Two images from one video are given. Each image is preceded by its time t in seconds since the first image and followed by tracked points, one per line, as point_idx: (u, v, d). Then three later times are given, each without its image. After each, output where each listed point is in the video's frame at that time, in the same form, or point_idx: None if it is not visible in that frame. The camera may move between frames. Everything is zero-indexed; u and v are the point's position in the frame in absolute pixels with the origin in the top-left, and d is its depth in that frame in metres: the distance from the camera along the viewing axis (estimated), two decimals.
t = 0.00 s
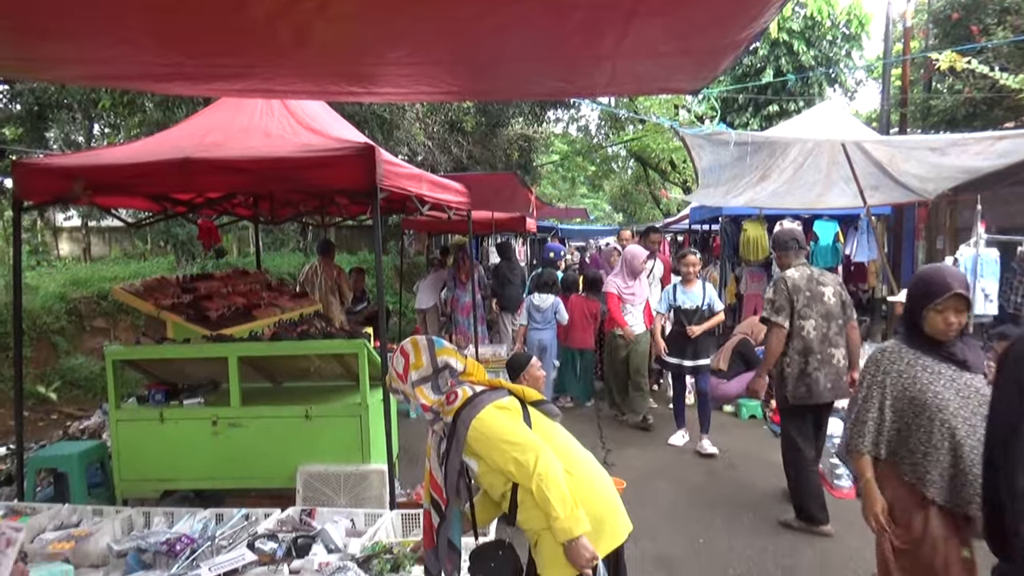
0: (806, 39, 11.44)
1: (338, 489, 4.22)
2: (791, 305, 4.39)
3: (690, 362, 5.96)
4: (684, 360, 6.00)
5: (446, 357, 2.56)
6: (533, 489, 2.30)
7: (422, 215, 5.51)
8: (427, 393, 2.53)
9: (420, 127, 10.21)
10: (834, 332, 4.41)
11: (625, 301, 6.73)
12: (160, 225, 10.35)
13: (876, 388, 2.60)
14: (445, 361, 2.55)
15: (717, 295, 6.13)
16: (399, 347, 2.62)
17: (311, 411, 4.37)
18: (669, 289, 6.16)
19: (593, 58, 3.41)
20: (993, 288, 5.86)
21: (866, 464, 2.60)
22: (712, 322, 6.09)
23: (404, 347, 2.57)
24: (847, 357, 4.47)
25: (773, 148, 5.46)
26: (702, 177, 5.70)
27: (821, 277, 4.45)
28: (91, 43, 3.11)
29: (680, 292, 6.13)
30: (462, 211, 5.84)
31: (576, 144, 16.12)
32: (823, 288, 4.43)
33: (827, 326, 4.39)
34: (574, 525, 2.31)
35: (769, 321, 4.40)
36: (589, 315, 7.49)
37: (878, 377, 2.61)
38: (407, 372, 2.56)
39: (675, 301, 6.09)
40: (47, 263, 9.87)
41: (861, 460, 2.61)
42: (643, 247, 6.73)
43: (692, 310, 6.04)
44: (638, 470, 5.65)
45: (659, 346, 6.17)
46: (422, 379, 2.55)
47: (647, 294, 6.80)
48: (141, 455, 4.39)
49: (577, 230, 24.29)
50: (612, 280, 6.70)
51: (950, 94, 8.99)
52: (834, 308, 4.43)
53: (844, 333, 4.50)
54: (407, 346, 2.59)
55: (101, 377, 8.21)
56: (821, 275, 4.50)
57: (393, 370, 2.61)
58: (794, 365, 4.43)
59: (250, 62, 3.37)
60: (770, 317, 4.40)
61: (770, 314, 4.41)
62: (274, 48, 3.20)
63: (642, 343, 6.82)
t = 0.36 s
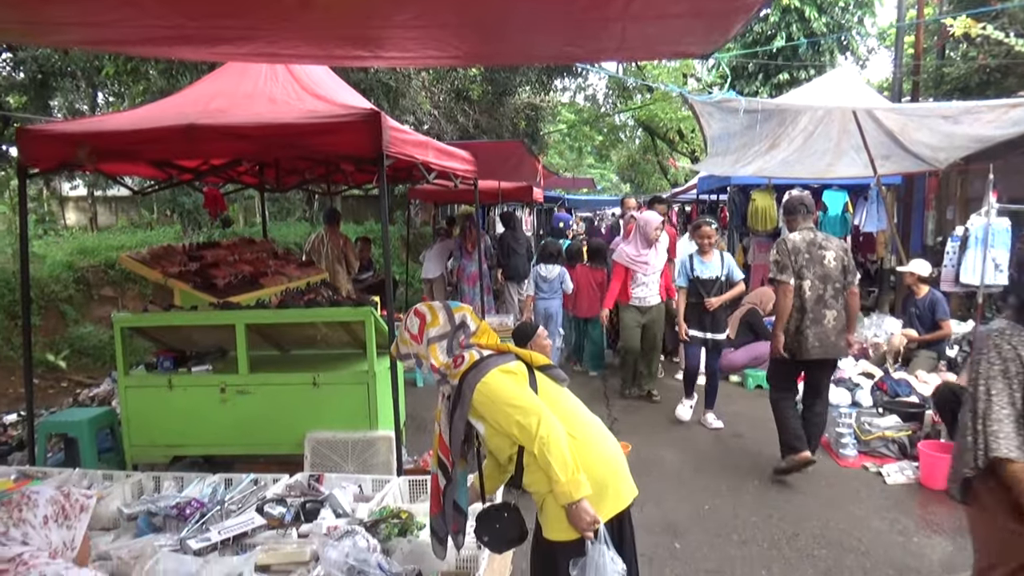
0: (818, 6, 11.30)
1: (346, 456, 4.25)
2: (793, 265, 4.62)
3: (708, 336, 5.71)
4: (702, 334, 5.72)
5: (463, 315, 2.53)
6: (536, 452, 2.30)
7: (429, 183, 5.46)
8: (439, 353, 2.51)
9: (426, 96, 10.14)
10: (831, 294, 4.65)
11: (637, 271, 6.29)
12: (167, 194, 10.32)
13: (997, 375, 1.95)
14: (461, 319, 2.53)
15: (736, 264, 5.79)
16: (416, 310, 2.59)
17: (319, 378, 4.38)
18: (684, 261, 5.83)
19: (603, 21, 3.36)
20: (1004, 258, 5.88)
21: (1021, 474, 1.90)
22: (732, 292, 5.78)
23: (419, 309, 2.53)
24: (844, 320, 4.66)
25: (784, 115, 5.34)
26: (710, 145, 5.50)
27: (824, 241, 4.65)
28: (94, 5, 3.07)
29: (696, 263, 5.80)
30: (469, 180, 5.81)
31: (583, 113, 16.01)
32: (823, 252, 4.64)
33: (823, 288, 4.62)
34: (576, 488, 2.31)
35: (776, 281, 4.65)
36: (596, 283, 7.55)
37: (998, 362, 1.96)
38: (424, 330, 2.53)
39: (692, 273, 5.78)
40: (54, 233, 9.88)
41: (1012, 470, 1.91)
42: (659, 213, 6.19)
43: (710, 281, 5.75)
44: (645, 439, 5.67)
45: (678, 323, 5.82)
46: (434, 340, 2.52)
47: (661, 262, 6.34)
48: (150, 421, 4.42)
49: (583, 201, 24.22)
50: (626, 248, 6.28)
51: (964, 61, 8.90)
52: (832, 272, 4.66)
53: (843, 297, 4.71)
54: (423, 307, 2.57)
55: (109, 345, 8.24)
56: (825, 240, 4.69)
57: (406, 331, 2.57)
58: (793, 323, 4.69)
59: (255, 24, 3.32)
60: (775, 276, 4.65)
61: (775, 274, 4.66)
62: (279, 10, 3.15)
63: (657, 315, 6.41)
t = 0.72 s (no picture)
0: None
1: (356, 430, 4.28)
2: (801, 239, 4.70)
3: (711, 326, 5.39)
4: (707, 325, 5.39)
5: (478, 288, 2.50)
6: (546, 427, 2.29)
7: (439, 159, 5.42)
8: (455, 326, 2.46)
9: (436, 72, 10.08)
10: (836, 270, 4.72)
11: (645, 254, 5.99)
12: (177, 169, 10.33)
13: None
14: (476, 292, 2.48)
15: (746, 250, 5.41)
16: (430, 284, 2.54)
17: (329, 352, 4.39)
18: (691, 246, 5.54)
19: None
20: (1021, 239, 5.77)
21: None
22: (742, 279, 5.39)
23: (433, 283, 2.49)
24: (848, 294, 4.75)
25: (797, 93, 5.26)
26: (724, 123, 5.42)
27: (832, 218, 4.71)
28: None
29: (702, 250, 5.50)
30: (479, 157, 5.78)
31: (594, 91, 15.91)
32: (831, 228, 4.70)
33: (828, 263, 4.69)
34: (585, 462, 2.30)
35: (785, 255, 4.72)
36: (600, 265, 7.61)
37: None
38: (441, 303, 2.48)
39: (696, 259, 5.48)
40: (65, 208, 9.92)
41: None
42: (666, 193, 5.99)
43: (716, 268, 5.39)
44: (654, 417, 5.67)
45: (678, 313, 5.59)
46: (451, 313, 2.47)
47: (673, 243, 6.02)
48: (162, 395, 4.44)
49: (594, 179, 24.13)
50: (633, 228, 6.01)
51: (984, 37, 8.78)
52: (838, 248, 4.72)
53: (847, 273, 4.77)
54: (437, 281, 2.52)
55: (121, 319, 8.30)
56: (833, 217, 4.75)
57: (422, 306, 2.52)
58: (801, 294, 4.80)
59: None
60: (785, 250, 4.72)
61: (785, 248, 4.73)
62: None
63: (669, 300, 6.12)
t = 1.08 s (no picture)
0: None
1: (368, 405, 4.28)
2: (803, 215, 4.78)
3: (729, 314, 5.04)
4: (725, 312, 5.08)
5: (490, 261, 2.47)
6: (562, 401, 2.28)
7: (451, 133, 5.39)
8: (468, 301, 2.44)
9: (448, 47, 10.02)
10: (838, 243, 4.80)
11: (662, 233, 5.73)
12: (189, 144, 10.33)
13: None
14: (488, 266, 2.47)
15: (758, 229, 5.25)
16: (440, 258, 2.50)
17: (341, 327, 4.39)
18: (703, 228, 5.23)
19: None
20: None
21: None
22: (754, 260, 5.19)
23: (444, 257, 2.46)
24: (852, 266, 4.83)
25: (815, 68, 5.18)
26: (740, 98, 5.40)
27: (832, 193, 4.80)
28: None
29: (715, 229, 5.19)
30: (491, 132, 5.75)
31: (608, 67, 15.80)
32: (832, 203, 4.78)
33: (830, 237, 4.78)
34: (601, 437, 2.29)
35: (788, 231, 4.84)
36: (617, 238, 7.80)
37: None
38: (453, 279, 2.46)
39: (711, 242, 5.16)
40: (79, 183, 9.97)
41: None
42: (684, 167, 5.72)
43: (733, 250, 5.13)
44: (665, 393, 5.67)
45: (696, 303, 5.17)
46: (463, 289, 2.45)
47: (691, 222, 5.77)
48: (175, 367, 4.47)
49: (606, 157, 24.04)
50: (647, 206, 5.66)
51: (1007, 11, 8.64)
52: (840, 222, 4.80)
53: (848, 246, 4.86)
54: (447, 257, 2.50)
55: (134, 294, 8.35)
56: (834, 191, 4.82)
57: (434, 282, 2.50)
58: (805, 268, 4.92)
59: None
60: (789, 227, 4.83)
61: (788, 225, 4.83)
62: None
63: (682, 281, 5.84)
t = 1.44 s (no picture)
0: None
1: (384, 382, 4.30)
2: (813, 189, 5.01)
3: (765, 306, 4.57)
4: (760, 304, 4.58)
5: (509, 236, 2.45)
6: (580, 376, 2.27)
7: (466, 111, 5.36)
8: (487, 277, 2.42)
9: (463, 26, 9.95)
10: (847, 217, 5.03)
11: (698, 213, 5.19)
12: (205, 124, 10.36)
13: None
14: (506, 241, 2.44)
15: (796, 214, 4.73)
16: (458, 234, 2.48)
17: (356, 306, 4.40)
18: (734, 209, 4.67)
19: None
20: None
21: None
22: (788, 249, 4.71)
23: (463, 233, 2.44)
24: (860, 240, 5.07)
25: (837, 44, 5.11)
26: (758, 76, 5.14)
27: (843, 167, 5.00)
28: None
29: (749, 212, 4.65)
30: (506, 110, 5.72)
31: (624, 45, 15.64)
32: (842, 177, 4.99)
33: (840, 212, 5.01)
34: (617, 413, 2.28)
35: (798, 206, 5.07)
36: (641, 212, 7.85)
37: None
38: (471, 254, 2.44)
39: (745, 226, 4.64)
40: (96, 163, 10.04)
41: None
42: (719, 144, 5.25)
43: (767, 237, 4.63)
44: (681, 373, 5.65)
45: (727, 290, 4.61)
46: (481, 265, 2.43)
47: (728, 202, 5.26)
48: (193, 344, 4.51)
49: (622, 137, 23.89)
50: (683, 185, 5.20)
51: None
52: (850, 196, 5.02)
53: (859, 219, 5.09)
54: (465, 231, 2.48)
55: (152, 273, 8.41)
56: (844, 166, 5.03)
57: (452, 257, 2.48)
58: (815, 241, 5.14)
59: None
60: (798, 202, 5.05)
61: (797, 199, 5.06)
62: None
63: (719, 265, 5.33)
